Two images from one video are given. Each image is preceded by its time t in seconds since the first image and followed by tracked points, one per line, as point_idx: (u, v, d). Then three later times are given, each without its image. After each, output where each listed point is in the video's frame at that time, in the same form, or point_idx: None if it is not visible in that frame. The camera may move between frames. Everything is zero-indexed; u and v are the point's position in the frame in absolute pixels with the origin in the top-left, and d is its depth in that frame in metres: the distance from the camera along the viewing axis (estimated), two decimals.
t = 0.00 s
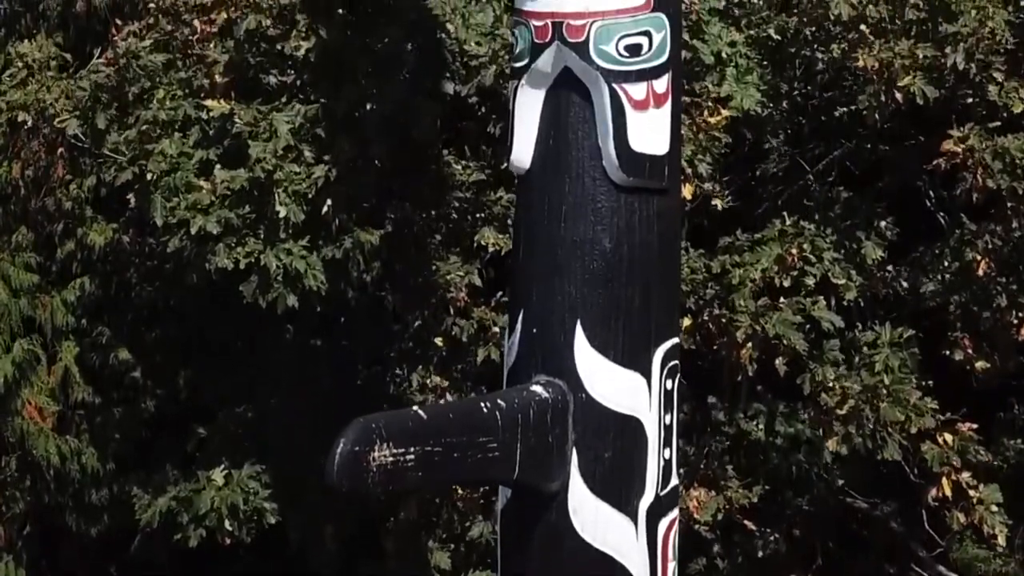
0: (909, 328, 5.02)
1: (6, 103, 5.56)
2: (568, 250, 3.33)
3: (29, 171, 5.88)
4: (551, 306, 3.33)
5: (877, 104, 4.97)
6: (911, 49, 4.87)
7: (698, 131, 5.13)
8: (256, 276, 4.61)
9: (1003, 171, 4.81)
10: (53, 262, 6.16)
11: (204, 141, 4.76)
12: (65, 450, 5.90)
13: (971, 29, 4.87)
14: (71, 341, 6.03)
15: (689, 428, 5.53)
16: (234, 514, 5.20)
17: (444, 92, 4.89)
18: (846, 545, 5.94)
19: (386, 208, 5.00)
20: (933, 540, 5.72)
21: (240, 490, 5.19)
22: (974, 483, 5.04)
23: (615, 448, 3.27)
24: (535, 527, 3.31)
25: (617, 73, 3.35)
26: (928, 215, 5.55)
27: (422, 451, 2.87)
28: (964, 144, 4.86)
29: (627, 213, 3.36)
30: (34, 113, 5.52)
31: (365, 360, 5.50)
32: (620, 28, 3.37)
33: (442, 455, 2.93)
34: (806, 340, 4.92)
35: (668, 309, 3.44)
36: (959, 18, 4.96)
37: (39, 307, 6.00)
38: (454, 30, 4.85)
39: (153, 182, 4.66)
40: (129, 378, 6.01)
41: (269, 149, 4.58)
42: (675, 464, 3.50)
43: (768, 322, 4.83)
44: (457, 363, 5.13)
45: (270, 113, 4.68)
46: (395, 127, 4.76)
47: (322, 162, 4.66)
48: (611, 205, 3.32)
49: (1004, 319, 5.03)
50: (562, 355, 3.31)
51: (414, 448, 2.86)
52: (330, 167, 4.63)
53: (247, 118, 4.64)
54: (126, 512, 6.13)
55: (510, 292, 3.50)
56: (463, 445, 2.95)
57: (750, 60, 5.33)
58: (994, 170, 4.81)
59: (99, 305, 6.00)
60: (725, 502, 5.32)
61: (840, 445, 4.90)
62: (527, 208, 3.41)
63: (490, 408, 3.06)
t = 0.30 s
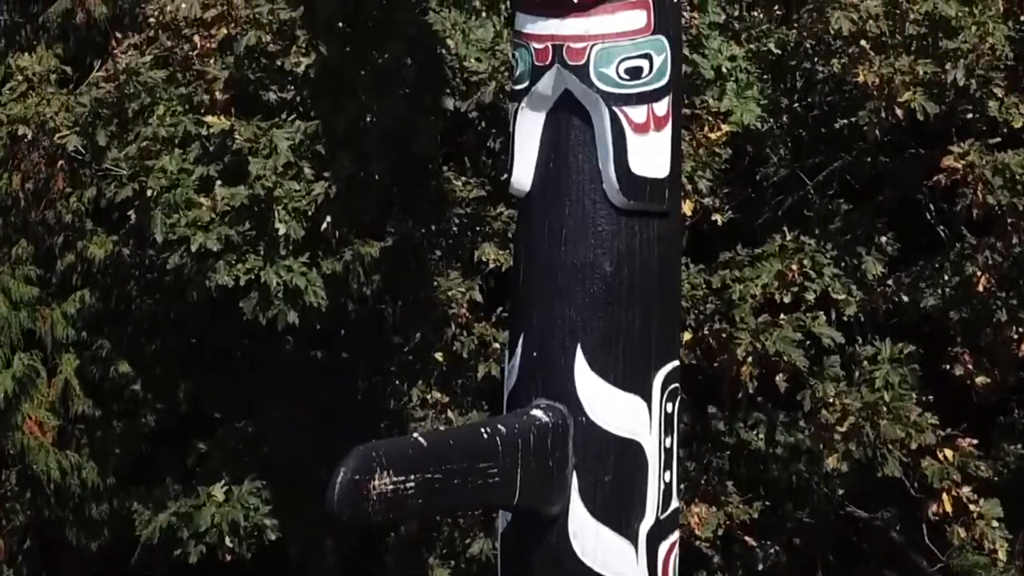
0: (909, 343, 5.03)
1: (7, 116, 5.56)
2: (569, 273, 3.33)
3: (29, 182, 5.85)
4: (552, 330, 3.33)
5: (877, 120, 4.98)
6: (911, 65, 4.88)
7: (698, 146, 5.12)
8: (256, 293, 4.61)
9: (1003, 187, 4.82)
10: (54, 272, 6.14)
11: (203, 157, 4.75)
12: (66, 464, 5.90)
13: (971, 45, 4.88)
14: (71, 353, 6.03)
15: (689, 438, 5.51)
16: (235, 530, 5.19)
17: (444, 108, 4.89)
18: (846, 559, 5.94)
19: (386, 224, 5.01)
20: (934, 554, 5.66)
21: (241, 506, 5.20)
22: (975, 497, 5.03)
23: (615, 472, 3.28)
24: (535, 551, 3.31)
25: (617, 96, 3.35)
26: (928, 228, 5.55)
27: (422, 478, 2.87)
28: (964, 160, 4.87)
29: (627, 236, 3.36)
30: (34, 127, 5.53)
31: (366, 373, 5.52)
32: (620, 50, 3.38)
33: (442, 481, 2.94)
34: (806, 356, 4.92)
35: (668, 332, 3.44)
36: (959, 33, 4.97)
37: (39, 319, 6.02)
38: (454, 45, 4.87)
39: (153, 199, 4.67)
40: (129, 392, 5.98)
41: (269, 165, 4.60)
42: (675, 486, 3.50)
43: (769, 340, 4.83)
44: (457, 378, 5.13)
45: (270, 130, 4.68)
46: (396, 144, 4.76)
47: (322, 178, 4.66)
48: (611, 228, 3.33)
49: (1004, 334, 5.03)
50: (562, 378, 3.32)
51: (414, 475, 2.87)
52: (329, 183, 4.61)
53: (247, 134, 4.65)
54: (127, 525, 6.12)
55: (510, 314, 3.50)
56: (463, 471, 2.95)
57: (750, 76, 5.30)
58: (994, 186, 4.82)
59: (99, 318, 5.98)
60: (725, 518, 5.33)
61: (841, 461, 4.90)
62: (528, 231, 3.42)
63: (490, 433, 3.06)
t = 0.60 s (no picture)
0: (908, 356, 5.04)
1: (7, 127, 5.55)
2: (568, 293, 3.34)
3: (29, 193, 5.81)
4: (552, 349, 3.35)
5: (877, 133, 5.00)
6: (910, 78, 4.91)
7: (697, 158, 5.16)
8: (255, 306, 4.61)
9: (1002, 200, 4.82)
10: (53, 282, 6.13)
11: (204, 170, 4.73)
12: (66, 476, 5.91)
13: (971, 57, 4.88)
14: (71, 364, 6.01)
15: (689, 446, 5.50)
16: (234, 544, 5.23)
17: (443, 121, 4.88)
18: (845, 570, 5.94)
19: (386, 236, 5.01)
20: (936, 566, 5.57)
21: (240, 519, 5.22)
22: (974, 508, 5.04)
23: (614, 491, 3.29)
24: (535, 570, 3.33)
25: (617, 114, 3.35)
26: (927, 239, 5.54)
27: (422, 500, 2.88)
28: (964, 173, 4.87)
29: (627, 255, 3.37)
30: (34, 137, 5.52)
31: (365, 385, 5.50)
32: (619, 69, 3.39)
33: (442, 503, 2.94)
34: (806, 369, 4.93)
35: (668, 351, 3.45)
36: (959, 47, 4.98)
37: (38, 329, 5.99)
38: (453, 58, 4.87)
39: (152, 213, 4.67)
40: (129, 402, 5.98)
41: (268, 178, 4.58)
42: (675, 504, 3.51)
43: (768, 353, 4.83)
44: (457, 390, 5.13)
45: (270, 143, 4.67)
46: (397, 158, 4.79)
47: (322, 191, 4.66)
48: (611, 247, 3.34)
49: (1004, 346, 5.04)
50: (562, 397, 3.33)
51: (413, 497, 2.87)
52: (329, 198, 4.62)
53: (247, 148, 4.64)
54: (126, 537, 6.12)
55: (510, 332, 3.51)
56: (463, 493, 2.96)
57: (749, 88, 5.30)
58: (994, 199, 4.82)
59: (99, 329, 5.97)
60: (725, 530, 5.34)
61: (840, 475, 4.91)
62: (527, 249, 3.43)
63: (490, 454, 3.07)
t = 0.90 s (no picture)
0: (906, 372, 5.06)
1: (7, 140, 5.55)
2: (568, 315, 3.35)
3: (29, 205, 5.80)
4: (552, 371, 3.35)
5: (878, 148, 4.98)
6: (910, 94, 4.90)
7: (697, 172, 5.17)
8: (254, 323, 4.61)
9: (1003, 216, 4.81)
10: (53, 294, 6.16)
11: (204, 185, 4.70)
12: (65, 489, 5.96)
13: (972, 73, 4.89)
14: (71, 376, 6.04)
15: (689, 455, 5.50)
16: (232, 560, 5.26)
17: (442, 136, 4.88)
18: None
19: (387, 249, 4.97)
20: None
21: (239, 535, 5.22)
22: (974, 522, 5.04)
23: (614, 514, 3.30)
24: None
25: (617, 137, 3.35)
26: (927, 253, 5.54)
27: (422, 526, 2.88)
28: (964, 189, 4.88)
29: (627, 278, 3.38)
30: (34, 151, 5.54)
31: (365, 399, 5.43)
32: (619, 91, 3.38)
33: (442, 529, 2.94)
34: (806, 386, 4.98)
35: (668, 373, 3.45)
36: (960, 62, 4.98)
37: (38, 341, 6.03)
38: (453, 74, 4.86)
39: (151, 229, 4.66)
40: (129, 414, 5.95)
41: (268, 195, 4.58)
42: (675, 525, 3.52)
43: (767, 368, 4.84)
44: (457, 405, 5.16)
45: (269, 159, 4.69)
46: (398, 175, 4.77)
47: (322, 209, 4.65)
48: (611, 270, 3.34)
49: (1004, 361, 5.05)
50: (562, 420, 3.33)
51: (413, 523, 2.87)
52: (328, 215, 4.60)
53: (246, 164, 4.64)
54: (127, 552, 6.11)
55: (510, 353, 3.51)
56: (463, 518, 2.96)
57: (749, 101, 5.29)
58: (994, 216, 4.81)
59: (99, 341, 5.99)
60: (725, 545, 5.33)
61: (839, 491, 4.93)
62: (527, 271, 3.43)
63: (490, 479, 3.07)
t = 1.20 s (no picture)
0: (906, 386, 5.09)
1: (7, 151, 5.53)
2: (568, 335, 3.35)
3: (29, 215, 5.70)
4: (551, 391, 3.35)
5: (878, 161, 4.96)
6: (910, 107, 4.88)
7: (696, 185, 5.15)
8: (253, 338, 4.61)
9: (1003, 229, 4.81)
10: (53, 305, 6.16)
11: (204, 200, 4.73)
12: (65, 503, 5.88)
13: (972, 86, 4.90)
14: (71, 387, 6.03)
15: (689, 461, 5.49)
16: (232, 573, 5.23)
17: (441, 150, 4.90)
18: None
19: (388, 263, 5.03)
20: None
21: (239, 548, 5.19)
22: (974, 534, 5.03)
23: (614, 534, 3.30)
24: None
25: (617, 156, 3.36)
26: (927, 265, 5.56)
27: (421, 549, 2.87)
28: (962, 204, 4.88)
29: (627, 298, 3.38)
30: (34, 162, 5.49)
31: (365, 411, 5.48)
32: (619, 111, 3.39)
33: (442, 551, 2.94)
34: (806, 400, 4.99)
35: (668, 392, 3.46)
36: (959, 75, 4.98)
37: (39, 352, 5.98)
38: (454, 87, 4.86)
39: (151, 243, 4.67)
40: (129, 425, 5.99)
41: (268, 210, 4.57)
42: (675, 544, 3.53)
43: (767, 382, 4.84)
44: (456, 418, 5.21)
45: (269, 173, 4.69)
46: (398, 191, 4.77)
47: (322, 223, 4.66)
48: (611, 290, 3.34)
49: (1003, 373, 5.06)
50: (561, 439, 3.34)
51: (413, 546, 2.87)
52: (329, 230, 4.60)
53: (246, 179, 4.63)
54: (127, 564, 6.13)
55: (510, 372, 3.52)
56: (462, 540, 2.96)
57: (749, 114, 5.27)
58: (994, 229, 4.80)
59: (100, 352, 6.02)
60: (725, 558, 5.27)
61: (838, 505, 4.96)
62: (527, 290, 3.43)
63: (489, 500, 3.07)
